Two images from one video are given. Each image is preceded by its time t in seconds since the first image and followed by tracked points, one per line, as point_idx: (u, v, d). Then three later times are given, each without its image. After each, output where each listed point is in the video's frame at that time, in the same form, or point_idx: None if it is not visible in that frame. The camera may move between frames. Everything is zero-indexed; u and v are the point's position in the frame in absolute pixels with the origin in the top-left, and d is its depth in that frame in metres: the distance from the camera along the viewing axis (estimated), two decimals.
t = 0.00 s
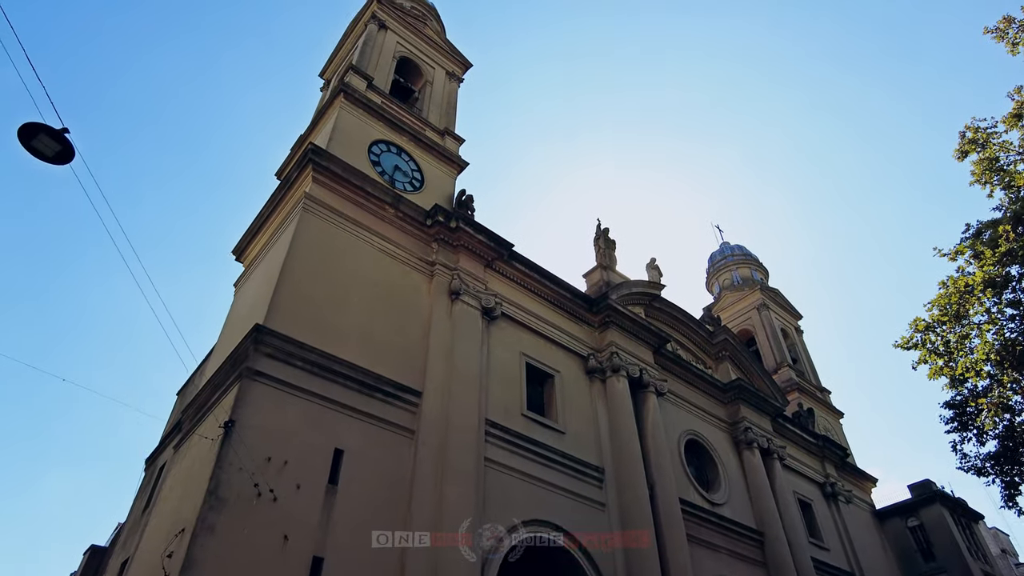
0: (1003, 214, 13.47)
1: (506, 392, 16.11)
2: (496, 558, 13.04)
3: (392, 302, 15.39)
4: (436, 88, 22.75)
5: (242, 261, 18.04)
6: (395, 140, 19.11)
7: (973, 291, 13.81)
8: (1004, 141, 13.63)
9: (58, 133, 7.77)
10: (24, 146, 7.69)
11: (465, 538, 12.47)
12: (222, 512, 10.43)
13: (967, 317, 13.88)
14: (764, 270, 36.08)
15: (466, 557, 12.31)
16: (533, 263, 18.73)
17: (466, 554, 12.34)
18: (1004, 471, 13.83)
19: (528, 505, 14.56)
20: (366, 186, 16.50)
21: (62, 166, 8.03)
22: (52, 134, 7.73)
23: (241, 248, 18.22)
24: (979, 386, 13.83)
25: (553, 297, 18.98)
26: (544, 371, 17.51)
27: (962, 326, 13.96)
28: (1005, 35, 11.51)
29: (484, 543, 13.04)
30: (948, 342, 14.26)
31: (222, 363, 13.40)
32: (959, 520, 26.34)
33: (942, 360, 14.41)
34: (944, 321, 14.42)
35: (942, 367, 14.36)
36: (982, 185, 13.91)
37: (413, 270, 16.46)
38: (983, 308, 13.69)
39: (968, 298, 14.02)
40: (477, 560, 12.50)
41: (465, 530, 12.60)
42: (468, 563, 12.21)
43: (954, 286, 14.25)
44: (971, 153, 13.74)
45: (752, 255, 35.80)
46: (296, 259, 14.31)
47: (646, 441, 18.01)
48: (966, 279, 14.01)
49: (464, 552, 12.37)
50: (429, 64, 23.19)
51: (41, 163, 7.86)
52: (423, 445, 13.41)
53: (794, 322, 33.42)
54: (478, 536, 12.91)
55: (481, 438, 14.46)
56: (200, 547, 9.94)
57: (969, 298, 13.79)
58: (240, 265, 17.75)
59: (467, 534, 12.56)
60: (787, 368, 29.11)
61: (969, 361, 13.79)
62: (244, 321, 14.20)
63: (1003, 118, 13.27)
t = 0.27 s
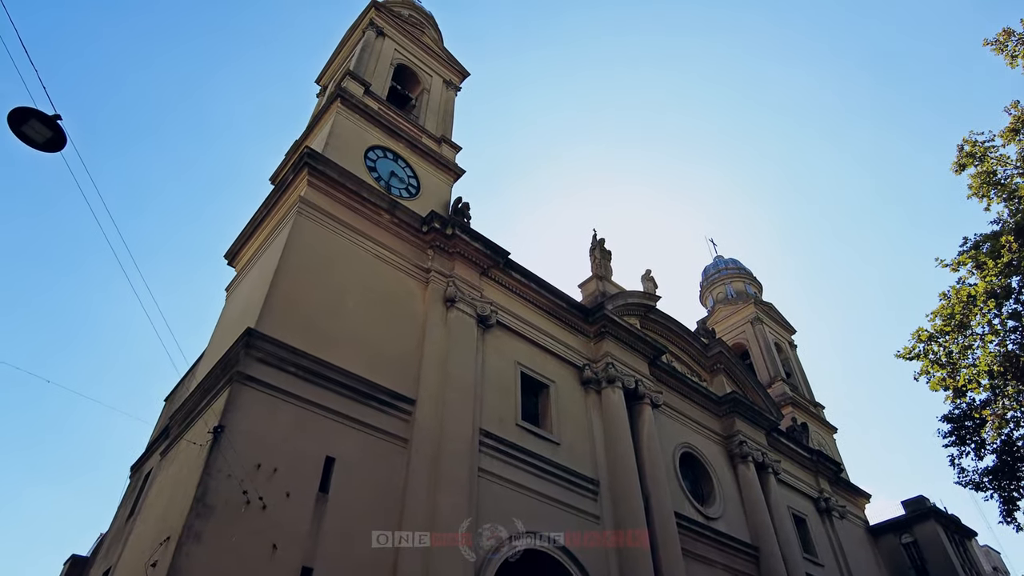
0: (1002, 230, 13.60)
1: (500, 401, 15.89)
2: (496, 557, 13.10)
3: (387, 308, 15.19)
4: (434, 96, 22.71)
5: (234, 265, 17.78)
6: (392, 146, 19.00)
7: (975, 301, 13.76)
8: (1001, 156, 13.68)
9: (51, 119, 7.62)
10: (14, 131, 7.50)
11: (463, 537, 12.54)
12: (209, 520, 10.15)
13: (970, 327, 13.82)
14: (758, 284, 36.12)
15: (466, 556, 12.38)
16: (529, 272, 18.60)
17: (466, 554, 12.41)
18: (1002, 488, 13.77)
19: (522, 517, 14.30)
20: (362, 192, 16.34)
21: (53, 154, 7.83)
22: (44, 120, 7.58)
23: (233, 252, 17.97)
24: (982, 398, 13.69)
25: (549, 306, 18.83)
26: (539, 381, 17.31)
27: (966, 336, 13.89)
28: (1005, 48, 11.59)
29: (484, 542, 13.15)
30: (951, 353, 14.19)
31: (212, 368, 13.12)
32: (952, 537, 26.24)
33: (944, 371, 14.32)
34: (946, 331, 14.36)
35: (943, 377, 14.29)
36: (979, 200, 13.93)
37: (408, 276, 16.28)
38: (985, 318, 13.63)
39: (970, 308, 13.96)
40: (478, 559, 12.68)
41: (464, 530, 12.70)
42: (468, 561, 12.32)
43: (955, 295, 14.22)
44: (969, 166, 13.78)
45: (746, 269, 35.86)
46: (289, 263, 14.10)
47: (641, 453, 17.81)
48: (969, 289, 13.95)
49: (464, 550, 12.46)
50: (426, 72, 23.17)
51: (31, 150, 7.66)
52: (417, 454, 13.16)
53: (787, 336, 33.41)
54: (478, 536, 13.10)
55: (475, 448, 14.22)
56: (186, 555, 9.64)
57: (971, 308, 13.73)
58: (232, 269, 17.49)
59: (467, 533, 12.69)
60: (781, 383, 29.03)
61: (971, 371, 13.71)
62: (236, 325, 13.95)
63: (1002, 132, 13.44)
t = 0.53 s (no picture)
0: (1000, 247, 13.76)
1: (496, 413, 15.71)
2: (497, 559, 13.18)
3: (382, 317, 15.03)
4: (432, 107, 22.73)
5: (228, 273, 17.58)
6: (389, 156, 18.95)
7: (978, 313, 13.71)
8: (998, 172, 13.78)
9: (47, 110, 7.52)
10: (8, 122, 7.40)
11: (463, 538, 12.61)
12: (199, 530, 9.90)
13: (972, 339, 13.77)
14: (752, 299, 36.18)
15: (467, 558, 12.47)
16: (525, 283, 18.51)
17: (467, 556, 12.49)
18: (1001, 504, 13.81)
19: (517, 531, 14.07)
20: (359, 200, 16.25)
21: (49, 145, 7.76)
22: (40, 111, 7.48)
23: (227, 259, 17.78)
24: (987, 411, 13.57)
25: (545, 318, 18.72)
26: (535, 393, 17.15)
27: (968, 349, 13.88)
28: (1003, 62, 11.81)
29: (484, 543, 13.24)
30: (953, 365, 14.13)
31: (203, 376, 12.89)
32: (947, 555, 26.12)
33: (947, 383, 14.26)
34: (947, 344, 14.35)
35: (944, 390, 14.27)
36: (976, 215, 13.99)
37: (404, 285, 16.15)
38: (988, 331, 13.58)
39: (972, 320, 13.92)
40: (478, 560, 12.79)
41: (464, 531, 12.75)
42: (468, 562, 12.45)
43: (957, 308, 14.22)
44: (966, 181, 13.87)
45: (740, 284, 35.93)
46: (284, 270, 13.95)
47: (637, 467, 17.64)
48: (971, 300, 13.92)
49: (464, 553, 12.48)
50: (424, 83, 23.20)
51: (26, 141, 7.58)
52: (411, 465, 12.94)
53: (782, 352, 33.40)
54: (477, 536, 13.21)
55: (470, 460, 14.01)
56: (174, 566, 9.39)
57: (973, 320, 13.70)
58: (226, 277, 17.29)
59: (467, 534, 12.76)
60: (775, 399, 28.95)
61: (973, 385, 13.65)
62: (229, 332, 13.74)
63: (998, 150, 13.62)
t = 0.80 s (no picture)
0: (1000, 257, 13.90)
1: (493, 420, 15.52)
2: (498, 559, 13.19)
3: (379, 322, 14.86)
4: (430, 113, 22.67)
5: (223, 276, 17.38)
6: (388, 160, 18.85)
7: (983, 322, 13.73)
8: (998, 181, 13.77)
9: (44, 96, 7.40)
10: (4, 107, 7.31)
11: (463, 536, 12.69)
12: (190, 535, 9.67)
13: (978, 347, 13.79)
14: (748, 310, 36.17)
15: (467, 556, 12.53)
16: (523, 290, 18.39)
17: (466, 554, 12.55)
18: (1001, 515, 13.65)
19: (514, 540, 13.85)
20: (357, 204, 16.12)
21: (45, 133, 7.66)
22: (36, 97, 7.36)
23: (222, 263, 17.58)
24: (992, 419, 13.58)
25: (543, 325, 18.58)
26: (532, 401, 16.98)
27: (974, 356, 13.89)
28: (1005, 71, 12.02)
29: (484, 543, 13.23)
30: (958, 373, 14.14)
31: (197, 379, 12.67)
32: (943, 568, 26.00)
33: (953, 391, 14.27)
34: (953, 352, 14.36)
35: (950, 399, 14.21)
36: (977, 224, 13.97)
37: (402, 291, 15.99)
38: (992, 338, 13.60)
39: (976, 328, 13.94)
40: (478, 560, 12.77)
41: (464, 530, 12.79)
42: (468, 561, 12.52)
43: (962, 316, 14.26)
44: (966, 191, 13.85)
45: (736, 295, 35.94)
46: (281, 273, 13.77)
47: (635, 476, 17.46)
48: (975, 309, 13.93)
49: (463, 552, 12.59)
50: (424, 89, 23.16)
51: (22, 127, 7.47)
52: (407, 472, 12.73)
53: (778, 363, 33.35)
54: (477, 536, 13.22)
55: (467, 467, 13.80)
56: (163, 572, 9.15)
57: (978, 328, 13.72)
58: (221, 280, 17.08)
59: (467, 533, 12.84)
60: (772, 409, 28.85)
61: (979, 394, 13.57)
62: (223, 335, 13.54)
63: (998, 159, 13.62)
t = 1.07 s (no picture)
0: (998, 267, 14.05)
1: (488, 428, 15.34)
2: (498, 559, 13.27)
3: (374, 328, 14.69)
4: (428, 120, 22.64)
5: (217, 280, 17.17)
6: (385, 166, 18.77)
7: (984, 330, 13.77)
8: (995, 193, 13.81)
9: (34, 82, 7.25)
10: None
11: (464, 536, 12.91)
12: (179, 542, 9.44)
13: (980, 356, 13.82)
14: (743, 321, 36.17)
15: (466, 556, 12.64)
16: (520, 297, 18.28)
17: (465, 554, 12.67)
18: (1000, 528, 13.58)
19: (508, 550, 13.62)
20: (353, 209, 16.00)
21: (38, 120, 7.56)
22: (28, 83, 7.24)
23: (216, 267, 17.39)
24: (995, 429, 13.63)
25: (539, 333, 18.45)
26: (528, 410, 16.81)
27: (976, 366, 13.89)
28: (1004, 81, 12.15)
29: (484, 543, 13.30)
30: (961, 382, 14.18)
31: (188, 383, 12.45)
32: None
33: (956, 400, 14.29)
34: (954, 361, 14.41)
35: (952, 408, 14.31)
36: (974, 235, 14.00)
37: (398, 297, 15.83)
38: (994, 347, 13.64)
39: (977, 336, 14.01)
40: (478, 560, 12.82)
41: (464, 530, 13.00)
42: (469, 562, 12.61)
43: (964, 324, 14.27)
44: (963, 202, 13.88)
45: (731, 306, 35.95)
46: (276, 277, 13.61)
47: (631, 486, 17.29)
48: (976, 317, 13.98)
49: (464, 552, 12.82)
50: (421, 96, 23.14)
51: (13, 115, 7.39)
52: (402, 480, 12.53)
53: (772, 375, 33.30)
54: (478, 536, 13.30)
55: (462, 476, 13.58)
56: None
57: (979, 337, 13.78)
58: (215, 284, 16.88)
59: (467, 533, 13.01)
60: (767, 421, 28.75)
61: (980, 404, 13.69)
62: (216, 339, 13.34)
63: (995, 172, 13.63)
